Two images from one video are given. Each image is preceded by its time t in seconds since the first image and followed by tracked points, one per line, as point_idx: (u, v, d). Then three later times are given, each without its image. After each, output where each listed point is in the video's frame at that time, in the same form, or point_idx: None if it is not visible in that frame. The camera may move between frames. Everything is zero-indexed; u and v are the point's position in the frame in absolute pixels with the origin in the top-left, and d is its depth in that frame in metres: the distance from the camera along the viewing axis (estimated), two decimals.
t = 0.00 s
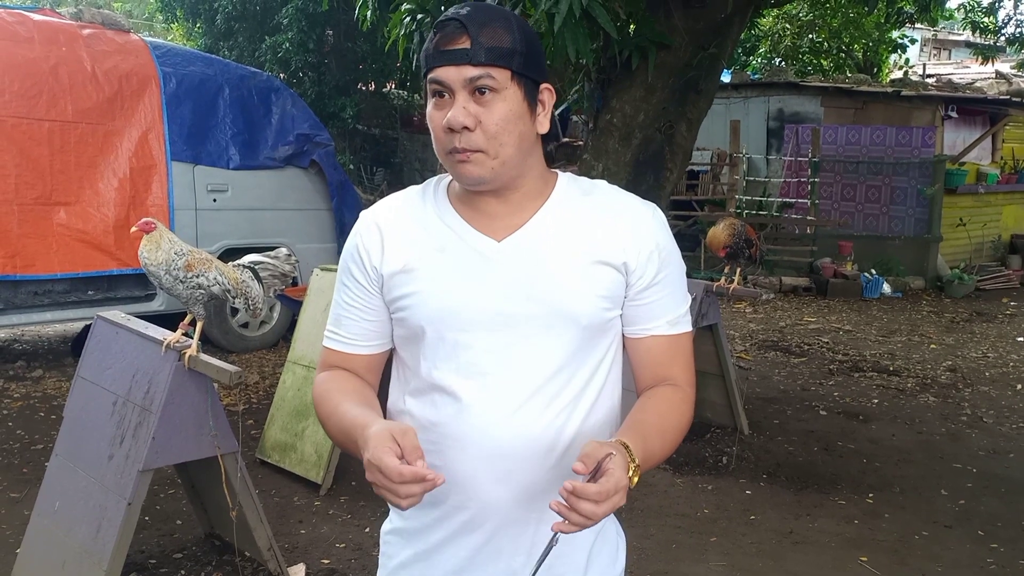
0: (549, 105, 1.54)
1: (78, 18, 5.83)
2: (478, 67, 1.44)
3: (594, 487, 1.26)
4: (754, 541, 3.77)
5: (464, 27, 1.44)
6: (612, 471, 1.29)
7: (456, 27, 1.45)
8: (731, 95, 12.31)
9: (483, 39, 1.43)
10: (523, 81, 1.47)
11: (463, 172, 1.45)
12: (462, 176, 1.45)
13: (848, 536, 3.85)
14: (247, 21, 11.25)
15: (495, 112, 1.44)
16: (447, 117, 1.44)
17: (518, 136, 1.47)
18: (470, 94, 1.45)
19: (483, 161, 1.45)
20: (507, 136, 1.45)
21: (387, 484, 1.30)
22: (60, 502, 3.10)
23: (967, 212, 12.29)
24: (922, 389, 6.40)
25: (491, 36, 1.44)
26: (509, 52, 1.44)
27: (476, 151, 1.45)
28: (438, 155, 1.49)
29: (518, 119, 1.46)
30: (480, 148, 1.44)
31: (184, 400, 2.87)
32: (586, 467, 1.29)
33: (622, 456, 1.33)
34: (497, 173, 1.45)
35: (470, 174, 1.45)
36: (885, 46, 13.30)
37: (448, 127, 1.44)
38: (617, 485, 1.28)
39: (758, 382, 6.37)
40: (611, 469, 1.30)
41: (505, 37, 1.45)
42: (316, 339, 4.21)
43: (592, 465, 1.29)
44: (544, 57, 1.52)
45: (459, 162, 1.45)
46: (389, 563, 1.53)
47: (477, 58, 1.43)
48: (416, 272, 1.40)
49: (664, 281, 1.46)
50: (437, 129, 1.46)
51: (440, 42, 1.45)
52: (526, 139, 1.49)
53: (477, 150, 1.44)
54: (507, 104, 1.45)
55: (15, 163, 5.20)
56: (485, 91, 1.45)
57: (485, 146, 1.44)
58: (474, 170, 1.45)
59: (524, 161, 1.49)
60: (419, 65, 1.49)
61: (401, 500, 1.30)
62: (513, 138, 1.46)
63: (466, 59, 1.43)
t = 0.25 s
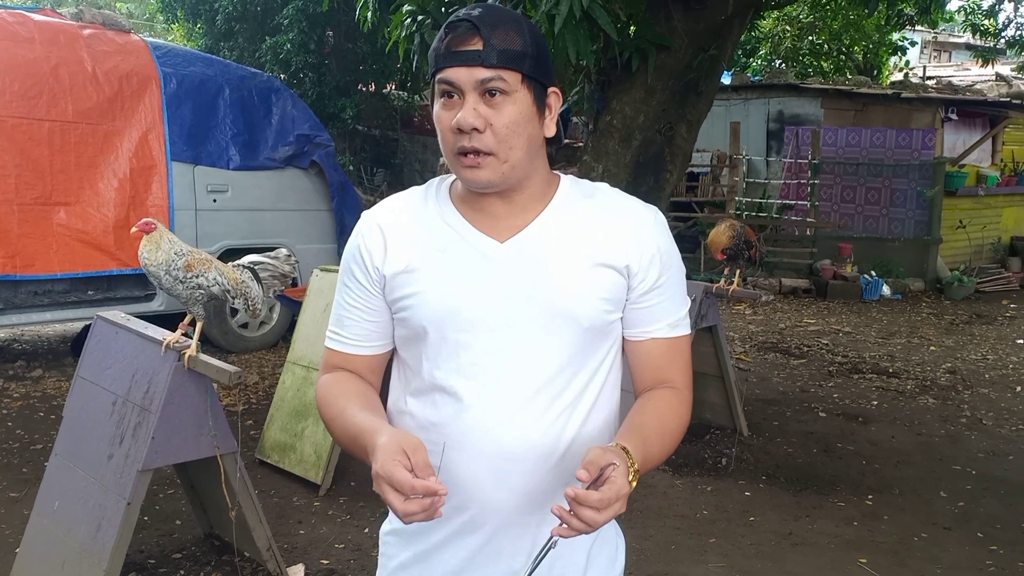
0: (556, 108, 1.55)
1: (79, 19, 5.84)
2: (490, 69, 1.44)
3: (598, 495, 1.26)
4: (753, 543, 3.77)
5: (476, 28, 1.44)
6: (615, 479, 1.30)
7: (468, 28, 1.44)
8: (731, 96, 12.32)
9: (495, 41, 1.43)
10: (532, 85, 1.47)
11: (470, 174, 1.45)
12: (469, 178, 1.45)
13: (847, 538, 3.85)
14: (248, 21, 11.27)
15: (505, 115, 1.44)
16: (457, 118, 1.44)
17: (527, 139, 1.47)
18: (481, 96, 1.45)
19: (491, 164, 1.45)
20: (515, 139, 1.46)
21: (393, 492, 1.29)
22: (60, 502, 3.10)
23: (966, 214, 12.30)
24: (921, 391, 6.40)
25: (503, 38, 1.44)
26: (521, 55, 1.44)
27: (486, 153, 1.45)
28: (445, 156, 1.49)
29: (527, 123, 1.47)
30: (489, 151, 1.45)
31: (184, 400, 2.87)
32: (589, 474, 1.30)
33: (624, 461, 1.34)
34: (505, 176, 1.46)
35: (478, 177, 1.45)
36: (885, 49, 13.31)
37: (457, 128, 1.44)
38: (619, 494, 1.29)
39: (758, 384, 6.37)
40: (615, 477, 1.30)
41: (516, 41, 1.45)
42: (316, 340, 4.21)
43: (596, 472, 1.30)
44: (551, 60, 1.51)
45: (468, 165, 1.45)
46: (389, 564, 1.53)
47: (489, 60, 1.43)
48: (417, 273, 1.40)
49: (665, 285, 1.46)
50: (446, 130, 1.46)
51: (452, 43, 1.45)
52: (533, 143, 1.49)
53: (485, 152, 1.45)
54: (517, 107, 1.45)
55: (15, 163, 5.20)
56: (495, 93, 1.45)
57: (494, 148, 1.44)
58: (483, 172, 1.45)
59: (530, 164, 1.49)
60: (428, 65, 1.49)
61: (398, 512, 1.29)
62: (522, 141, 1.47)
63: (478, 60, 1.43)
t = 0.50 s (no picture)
0: (562, 107, 1.56)
1: (79, 16, 5.83)
2: (500, 66, 1.43)
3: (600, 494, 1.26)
4: (752, 541, 3.77)
5: (486, 24, 1.44)
6: (618, 478, 1.29)
7: (478, 24, 1.44)
8: (731, 95, 12.31)
9: (505, 39, 1.43)
10: (540, 83, 1.48)
11: (476, 171, 1.45)
12: (474, 174, 1.45)
13: (846, 537, 3.85)
14: (247, 19, 11.25)
15: (513, 113, 1.44)
16: (465, 114, 1.44)
17: (533, 137, 1.48)
18: (489, 93, 1.45)
19: (497, 161, 1.45)
20: (522, 137, 1.46)
21: (388, 462, 1.29)
22: (58, 499, 3.09)
23: (966, 214, 12.29)
24: (920, 390, 6.39)
25: (513, 36, 1.44)
26: (531, 54, 1.44)
27: (492, 150, 1.45)
28: (450, 151, 1.49)
29: (534, 121, 1.47)
30: (496, 148, 1.44)
31: (182, 397, 2.87)
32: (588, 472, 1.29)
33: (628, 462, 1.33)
34: (510, 174, 1.45)
35: (484, 173, 1.44)
36: (885, 48, 13.31)
37: (465, 124, 1.44)
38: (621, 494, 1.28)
39: (757, 383, 6.37)
40: (614, 473, 1.30)
41: (526, 39, 1.45)
42: (315, 338, 4.21)
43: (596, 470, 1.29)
44: (555, 56, 1.51)
45: (473, 161, 1.45)
46: (389, 561, 1.53)
47: (499, 58, 1.42)
48: (418, 270, 1.40)
49: (666, 283, 1.46)
50: (453, 125, 1.46)
51: (462, 39, 1.45)
52: (539, 141, 1.49)
53: (492, 150, 1.44)
54: (525, 105, 1.46)
55: (14, 160, 5.20)
56: (504, 91, 1.45)
57: (501, 146, 1.44)
58: (488, 168, 1.44)
59: (535, 162, 1.49)
60: (435, 60, 1.48)
61: (386, 488, 1.30)
62: (529, 139, 1.47)
63: (488, 57, 1.43)
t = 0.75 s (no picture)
0: (569, 110, 1.57)
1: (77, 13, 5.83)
2: (516, 68, 1.44)
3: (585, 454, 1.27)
4: (750, 540, 3.77)
5: (503, 23, 1.43)
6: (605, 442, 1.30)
7: (493, 23, 1.43)
8: (730, 94, 12.32)
9: (522, 40, 1.43)
10: (553, 86, 1.49)
11: (484, 170, 1.45)
12: (481, 172, 1.45)
13: (845, 535, 3.85)
14: (246, 17, 11.25)
15: (524, 114, 1.45)
16: (477, 113, 1.44)
17: (542, 139, 1.49)
18: (503, 93, 1.45)
19: (506, 162, 1.45)
20: (532, 138, 1.47)
21: (368, 441, 1.30)
22: (56, 497, 3.09)
23: (965, 214, 12.30)
24: (919, 389, 6.40)
25: (530, 37, 1.44)
26: (545, 56, 1.45)
27: (501, 151, 1.45)
28: (457, 148, 1.48)
29: (543, 123, 1.48)
30: (505, 149, 1.45)
31: (180, 395, 2.86)
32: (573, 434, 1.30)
33: (615, 431, 1.34)
34: (517, 176, 1.46)
35: (491, 174, 1.45)
36: (884, 47, 13.31)
37: (477, 123, 1.44)
38: (608, 454, 1.29)
39: (756, 381, 6.37)
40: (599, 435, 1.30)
41: (542, 40, 1.45)
42: (313, 335, 4.20)
43: (580, 432, 1.30)
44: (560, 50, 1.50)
45: (481, 161, 1.45)
46: (386, 559, 1.52)
47: (515, 58, 1.43)
48: (418, 266, 1.40)
49: (666, 281, 1.45)
50: (463, 123, 1.45)
51: (477, 37, 1.44)
52: (547, 143, 1.50)
53: (502, 150, 1.45)
54: (537, 107, 1.47)
55: (13, 157, 5.19)
56: (518, 92, 1.46)
57: (511, 147, 1.45)
58: (496, 169, 1.45)
59: (541, 162, 1.49)
60: (448, 56, 1.47)
61: (363, 469, 1.30)
62: (538, 141, 1.48)
63: (505, 58, 1.43)
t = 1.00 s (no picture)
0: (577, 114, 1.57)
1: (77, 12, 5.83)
2: (532, 72, 1.44)
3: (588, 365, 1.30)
4: (749, 540, 3.77)
5: (520, 26, 1.42)
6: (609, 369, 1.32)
7: (511, 25, 1.43)
8: (729, 94, 12.31)
9: (540, 44, 1.43)
10: (566, 92, 1.49)
11: (495, 173, 1.44)
12: (492, 176, 1.44)
13: (843, 535, 3.85)
14: (246, 16, 11.24)
15: (537, 118, 1.45)
16: (490, 115, 1.43)
17: (552, 144, 1.49)
18: (517, 96, 1.45)
19: (515, 165, 1.45)
20: (544, 143, 1.47)
21: (394, 476, 1.30)
22: (54, 495, 3.09)
23: (964, 214, 12.30)
24: (918, 389, 6.40)
25: (547, 42, 1.43)
26: (562, 61, 1.45)
27: (513, 155, 1.45)
28: (466, 149, 1.47)
29: (554, 127, 1.48)
30: (517, 153, 1.45)
31: (179, 394, 2.86)
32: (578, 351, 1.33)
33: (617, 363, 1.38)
34: (524, 178, 1.45)
35: (500, 175, 1.44)
36: (884, 47, 13.31)
37: (489, 125, 1.43)
38: (613, 372, 1.33)
39: (755, 381, 6.37)
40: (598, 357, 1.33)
41: (558, 45, 1.45)
42: (313, 335, 4.20)
43: (585, 347, 1.33)
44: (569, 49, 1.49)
45: (492, 163, 1.45)
46: (386, 561, 1.52)
47: (533, 63, 1.43)
48: (419, 267, 1.39)
49: (667, 282, 1.45)
50: (475, 124, 1.44)
51: (495, 39, 1.43)
52: (556, 148, 1.50)
53: (514, 154, 1.45)
54: (550, 111, 1.47)
55: (12, 155, 5.19)
56: (532, 97, 1.45)
57: (522, 151, 1.45)
58: (506, 172, 1.44)
59: (550, 166, 1.49)
60: (461, 56, 1.46)
61: (383, 500, 1.31)
62: (548, 146, 1.48)
63: (523, 62, 1.42)
